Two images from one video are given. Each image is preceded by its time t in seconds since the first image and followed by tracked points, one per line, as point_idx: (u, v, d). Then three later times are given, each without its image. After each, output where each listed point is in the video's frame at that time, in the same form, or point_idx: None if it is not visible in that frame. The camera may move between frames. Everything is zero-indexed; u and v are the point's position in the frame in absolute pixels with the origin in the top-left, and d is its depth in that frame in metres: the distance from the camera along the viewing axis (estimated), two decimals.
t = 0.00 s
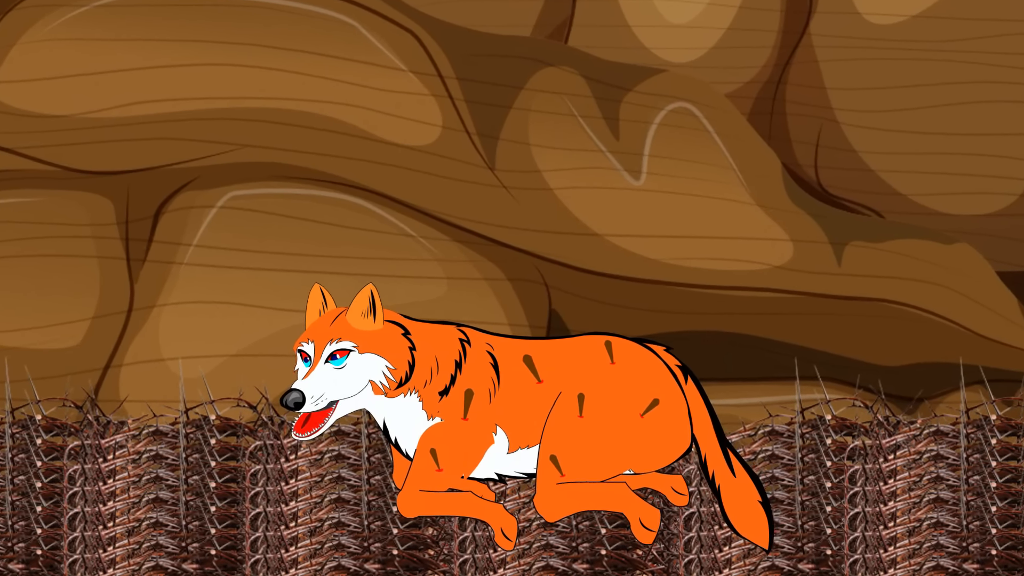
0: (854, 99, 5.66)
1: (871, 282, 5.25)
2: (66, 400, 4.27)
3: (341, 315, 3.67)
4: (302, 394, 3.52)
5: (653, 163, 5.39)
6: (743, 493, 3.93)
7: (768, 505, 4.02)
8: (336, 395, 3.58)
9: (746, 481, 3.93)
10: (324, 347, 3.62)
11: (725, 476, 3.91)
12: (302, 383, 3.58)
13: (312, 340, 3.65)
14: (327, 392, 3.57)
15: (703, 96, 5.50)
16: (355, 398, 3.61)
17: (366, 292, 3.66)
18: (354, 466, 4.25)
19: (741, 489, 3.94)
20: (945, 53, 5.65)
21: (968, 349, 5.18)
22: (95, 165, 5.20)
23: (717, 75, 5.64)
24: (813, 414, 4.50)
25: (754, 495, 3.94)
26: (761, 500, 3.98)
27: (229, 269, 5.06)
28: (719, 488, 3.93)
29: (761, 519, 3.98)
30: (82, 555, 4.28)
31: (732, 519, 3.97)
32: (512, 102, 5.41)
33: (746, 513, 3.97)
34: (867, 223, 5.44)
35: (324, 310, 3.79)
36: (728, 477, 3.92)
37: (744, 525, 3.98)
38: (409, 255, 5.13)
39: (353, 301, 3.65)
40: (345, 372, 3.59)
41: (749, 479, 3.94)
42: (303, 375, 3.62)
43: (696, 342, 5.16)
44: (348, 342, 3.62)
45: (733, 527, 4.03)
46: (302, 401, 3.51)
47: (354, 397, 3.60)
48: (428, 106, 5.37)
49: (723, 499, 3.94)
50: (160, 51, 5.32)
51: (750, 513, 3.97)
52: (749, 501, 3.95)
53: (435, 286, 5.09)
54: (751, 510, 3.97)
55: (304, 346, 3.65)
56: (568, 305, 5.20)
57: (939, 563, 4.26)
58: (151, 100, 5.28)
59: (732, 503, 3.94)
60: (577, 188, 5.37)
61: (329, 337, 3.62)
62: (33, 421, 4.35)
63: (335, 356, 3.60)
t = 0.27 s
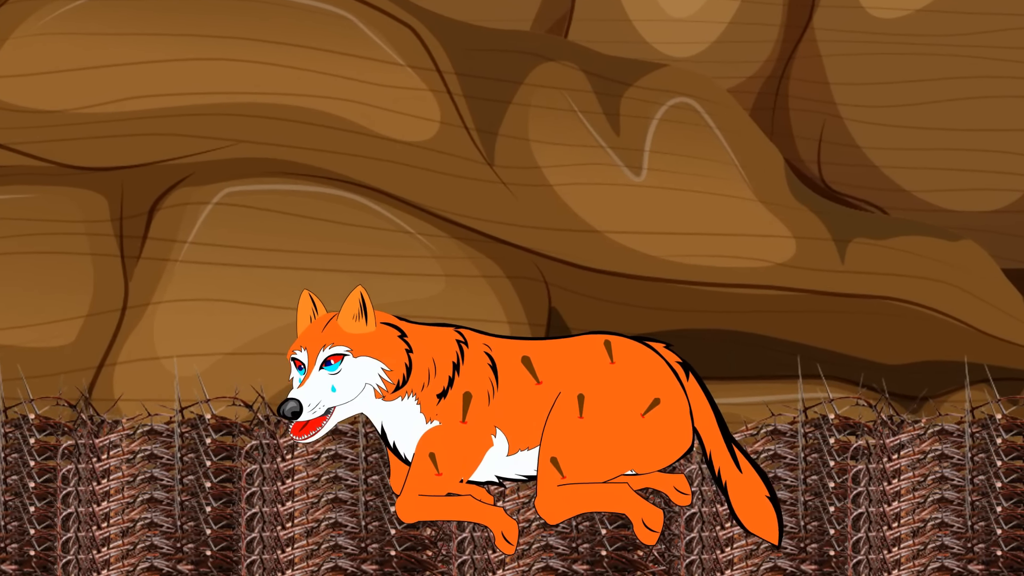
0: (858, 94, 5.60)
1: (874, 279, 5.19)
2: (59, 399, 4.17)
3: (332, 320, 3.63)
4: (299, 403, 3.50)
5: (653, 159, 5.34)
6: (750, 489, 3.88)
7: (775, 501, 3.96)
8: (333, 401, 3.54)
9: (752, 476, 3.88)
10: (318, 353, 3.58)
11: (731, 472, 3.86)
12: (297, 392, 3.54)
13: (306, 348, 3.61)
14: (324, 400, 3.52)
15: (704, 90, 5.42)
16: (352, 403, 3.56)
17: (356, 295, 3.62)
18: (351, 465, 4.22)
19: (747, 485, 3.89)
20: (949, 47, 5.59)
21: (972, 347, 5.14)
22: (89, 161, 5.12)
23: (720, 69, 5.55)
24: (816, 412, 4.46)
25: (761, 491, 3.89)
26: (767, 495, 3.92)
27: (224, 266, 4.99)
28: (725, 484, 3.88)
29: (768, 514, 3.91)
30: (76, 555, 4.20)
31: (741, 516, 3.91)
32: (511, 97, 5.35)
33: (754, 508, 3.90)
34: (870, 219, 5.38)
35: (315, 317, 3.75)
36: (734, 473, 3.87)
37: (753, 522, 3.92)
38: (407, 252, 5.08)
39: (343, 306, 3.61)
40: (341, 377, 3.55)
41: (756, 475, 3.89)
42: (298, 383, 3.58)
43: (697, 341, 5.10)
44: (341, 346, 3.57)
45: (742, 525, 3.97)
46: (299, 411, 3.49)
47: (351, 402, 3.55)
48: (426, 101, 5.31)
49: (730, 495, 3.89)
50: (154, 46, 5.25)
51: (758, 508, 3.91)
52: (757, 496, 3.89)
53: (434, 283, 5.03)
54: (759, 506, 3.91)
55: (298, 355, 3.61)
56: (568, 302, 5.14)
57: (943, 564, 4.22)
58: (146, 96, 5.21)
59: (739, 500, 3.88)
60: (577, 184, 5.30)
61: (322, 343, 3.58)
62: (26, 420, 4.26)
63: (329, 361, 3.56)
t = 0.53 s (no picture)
0: (861, 89, 5.54)
1: (877, 277, 5.13)
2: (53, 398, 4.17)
3: (327, 314, 3.56)
4: (295, 401, 3.40)
5: (654, 154, 5.27)
6: (757, 481, 3.86)
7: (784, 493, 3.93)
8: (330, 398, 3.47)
9: (757, 466, 3.86)
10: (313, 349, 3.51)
11: (736, 464, 3.84)
12: (293, 389, 3.45)
13: (300, 344, 3.52)
14: (321, 397, 3.45)
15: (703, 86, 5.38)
16: (349, 399, 3.51)
17: (351, 289, 3.55)
18: (348, 465, 4.17)
19: (753, 475, 3.86)
20: (953, 42, 5.54)
21: (977, 346, 5.08)
22: (82, 157, 5.06)
23: (721, 64, 5.49)
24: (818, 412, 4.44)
25: (769, 484, 3.86)
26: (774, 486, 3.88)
27: (219, 264, 4.93)
28: (731, 477, 3.86)
29: (778, 507, 3.88)
30: (69, 556, 4.16)
31: (750, 510, 3.88)
32: (510, 92, 5.28)
33: (761, 500, 3.87)
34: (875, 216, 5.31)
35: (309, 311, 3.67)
36: (739, 464, 3.84)
37: (762, 515, 3.88)
38: (405, 249, 5.01)
39: (337, 300, 3.55)
40: (337, 373, 3.49)
41: (761, 467, 3.86)
42: (294, 379, 3.49)
43: (698, 339, 5.05)
44: (337, 342, 3.51)
45: (751, 518, 3.93)
46: (296, 408, 3.40)
47: (348, 399, 3.50)
48: (425, 96, 5.24)
49: (737, 488, 3.85)
50: (148, 41, 5.18)
51: (766, 501, 3.88)
52: (765, 489, 3.86)
53: (432, 281, 4.98)
54: (768, 499, 3.87)
55: (292, 351, 3.52)
56: (568, 300, 5.07)
57: (948, 565, 4.16)
58: (141, 91, 5.14)
59: (746, 491, 3.85)
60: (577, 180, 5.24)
61: (317, 338, 3.51)
62: (20, 419, 4.21)
63: (325, 357, 3.49)
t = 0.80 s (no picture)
0: (865, 84, 5.48)
1: (882, 274, 5.07)
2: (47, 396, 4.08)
3: (326, 306, 3.50)
4: (290, 392, 3.39)
5: (654, 150, 5.21)
6: (759, 477, 3.78)
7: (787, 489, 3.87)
8: (326, 390, 3.44)
9: (760, 462, 3.77)
10: (311, 341, 3.47)
11: (738, 460, 3.77)
12: (290, 380, 3.44)
13: (298, 335, 3.48)
14: (317, 389, 3.43)
15: (705, 80, 5.31)
16: (346, 393, 3.47)
17: (350, 281, 3.50)
18: (345, 465, 4.12)
19: (756, 471, 3.79)
20: (957, 36, 5.48)
21: (982, 344, 5.03)
22: (76, 153, 4.99)
23: (722, 59, 5.45)
24: (820, 410, 4.41)
25: (772, 481, 3.79)
26: (777, 482, 3.82)
27: (214, 261, 4.86)
28: (732, 473, 3.79)
29: (780, 504, 3.82)
30: (63, 557, 4.09)
31: (752, 506, 3.83)
32: (509, 87, 5.22)
33: (763, 496, 3.81)
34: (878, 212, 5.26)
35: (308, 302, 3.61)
36: (741, 461, 3.77)
37: (763, 511, 3.84)
38: (403, 246, 4.95)
39: (337, 292, 3.49)
40: (334, 365, 3.45)
41: (764, 462, 3.78)
42: (291, 371, 3.47)
43: (699, 337, 5.00)
44: (335, 334, 3.46)
45: (752, 515, 3.88)
46: (291, 400, 3.39)
47: (345, 392, 3.46)
48: (423, 91, 5.17)
49: (739, 485, 3.78)
50: (143, 35, 5.12)
51: (768, 497, 3.82)
52: (766, 485, 3.79)
53: (429, 278, 4.92)
54: (769, 495, 3.81)
55: (290, 342, 3.48)
56: (568, 298, 5.02)
57: (952, 566, 4.12)
58: (134, 86, 5.08)
59: (748, 487, 3.78)
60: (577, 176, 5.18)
61: (315, 330, 3.47)
62: (13, 418, 4.14)
63: (323, 350, 3.45)
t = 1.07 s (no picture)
0: (868, 79, 5.43)
1: (886, 272, 5.02)
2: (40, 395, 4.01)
3: (326, 304, 3.45)
4: (287, 391, 3.32)
5: (656, 146, 5.16)
6: (758, 485, 3.74)
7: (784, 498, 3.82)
8: (324, 389, 3.37)
9: (758, 470, 3.73)
10: (309, 340, 3.42)
11: (736, 468, 3.72)
12: (287, 378, 3.38)
13: (297, 333, 3.43)
14: (314, 387, 3.36)
15: (707, 75, 5.26)
16: (344, 393, 3.41)
17: (352, 280, 3.45)
18: (342, 464, 4.07)
19: (754, 479, 3.74)
20: (961, 31, 5.42)
21: (986, 342, 4.98)
22: (70, 149, 4.92)
23: (723, 54, 5.43)
24: (823, 408, 4.33)
25: (769, 489, 3.75)
26: (775, 491, 3.77)
27: (210, 258, 4.81)
28: (731, 481, 3.73)
29: (778, 514, 3.79)
30: (57, 558, 4.04)
31: (747, 514, 3.79)
32: (508, 82, 5.16)
33: (760, 505, 3.77)
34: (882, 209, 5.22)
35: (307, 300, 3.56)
36: (739, 469, 3.72)
37: (761, 521, 3.80)
38: (401, 243, 4.90)
39: (337, 291, 3.45)
40: (332, 364, 3.40)
41: (761, 470, 3.74)
42: (288, 369, 3.41)
43: (701, 335, 4.94)
44: (334, 334, 3.42)
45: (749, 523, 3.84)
46: (287, 398, 3.32)
47: (342, 391, 3.40)
48: (420, 86, 5.10)
49: (736, 493, 3.74)
50: (138, 30, 5.06)
51: (765, 506, 3.78)
52: (764, 494, 3.75)
53: (428, 276, 4.86)
54: (766, 504, 3.78)
55: (288, 340, 3.43)
56: (568, 296, 4.96)
57: (957, 567, 4.09)
58: (129, 81, 5.01)
59: (744, 496, 3.75)
60: (578, 172, 5.12)
61: (314, 329, 3.42)
62: (5, 418, 4.07)
63: (321, 348, 3.40)
